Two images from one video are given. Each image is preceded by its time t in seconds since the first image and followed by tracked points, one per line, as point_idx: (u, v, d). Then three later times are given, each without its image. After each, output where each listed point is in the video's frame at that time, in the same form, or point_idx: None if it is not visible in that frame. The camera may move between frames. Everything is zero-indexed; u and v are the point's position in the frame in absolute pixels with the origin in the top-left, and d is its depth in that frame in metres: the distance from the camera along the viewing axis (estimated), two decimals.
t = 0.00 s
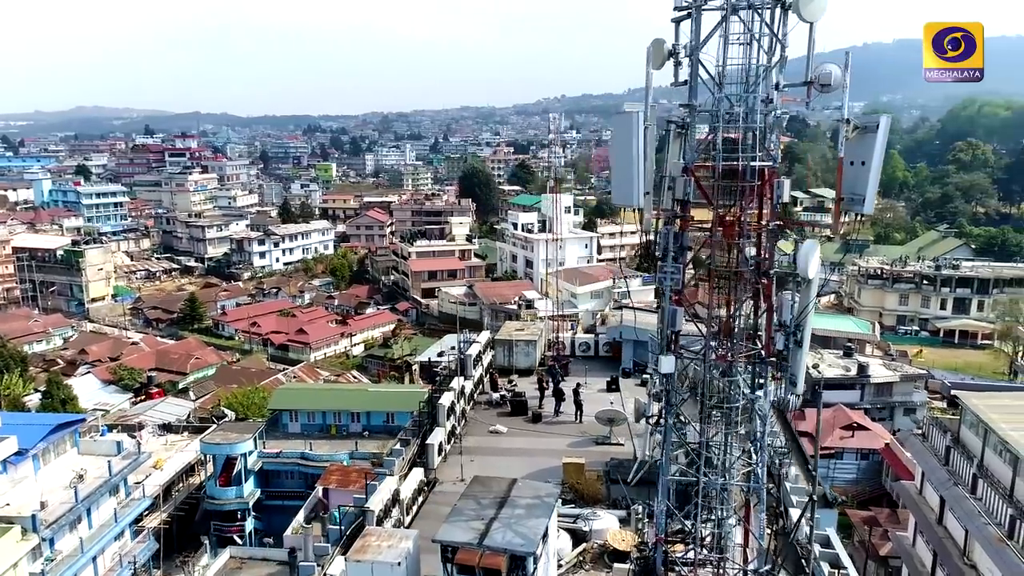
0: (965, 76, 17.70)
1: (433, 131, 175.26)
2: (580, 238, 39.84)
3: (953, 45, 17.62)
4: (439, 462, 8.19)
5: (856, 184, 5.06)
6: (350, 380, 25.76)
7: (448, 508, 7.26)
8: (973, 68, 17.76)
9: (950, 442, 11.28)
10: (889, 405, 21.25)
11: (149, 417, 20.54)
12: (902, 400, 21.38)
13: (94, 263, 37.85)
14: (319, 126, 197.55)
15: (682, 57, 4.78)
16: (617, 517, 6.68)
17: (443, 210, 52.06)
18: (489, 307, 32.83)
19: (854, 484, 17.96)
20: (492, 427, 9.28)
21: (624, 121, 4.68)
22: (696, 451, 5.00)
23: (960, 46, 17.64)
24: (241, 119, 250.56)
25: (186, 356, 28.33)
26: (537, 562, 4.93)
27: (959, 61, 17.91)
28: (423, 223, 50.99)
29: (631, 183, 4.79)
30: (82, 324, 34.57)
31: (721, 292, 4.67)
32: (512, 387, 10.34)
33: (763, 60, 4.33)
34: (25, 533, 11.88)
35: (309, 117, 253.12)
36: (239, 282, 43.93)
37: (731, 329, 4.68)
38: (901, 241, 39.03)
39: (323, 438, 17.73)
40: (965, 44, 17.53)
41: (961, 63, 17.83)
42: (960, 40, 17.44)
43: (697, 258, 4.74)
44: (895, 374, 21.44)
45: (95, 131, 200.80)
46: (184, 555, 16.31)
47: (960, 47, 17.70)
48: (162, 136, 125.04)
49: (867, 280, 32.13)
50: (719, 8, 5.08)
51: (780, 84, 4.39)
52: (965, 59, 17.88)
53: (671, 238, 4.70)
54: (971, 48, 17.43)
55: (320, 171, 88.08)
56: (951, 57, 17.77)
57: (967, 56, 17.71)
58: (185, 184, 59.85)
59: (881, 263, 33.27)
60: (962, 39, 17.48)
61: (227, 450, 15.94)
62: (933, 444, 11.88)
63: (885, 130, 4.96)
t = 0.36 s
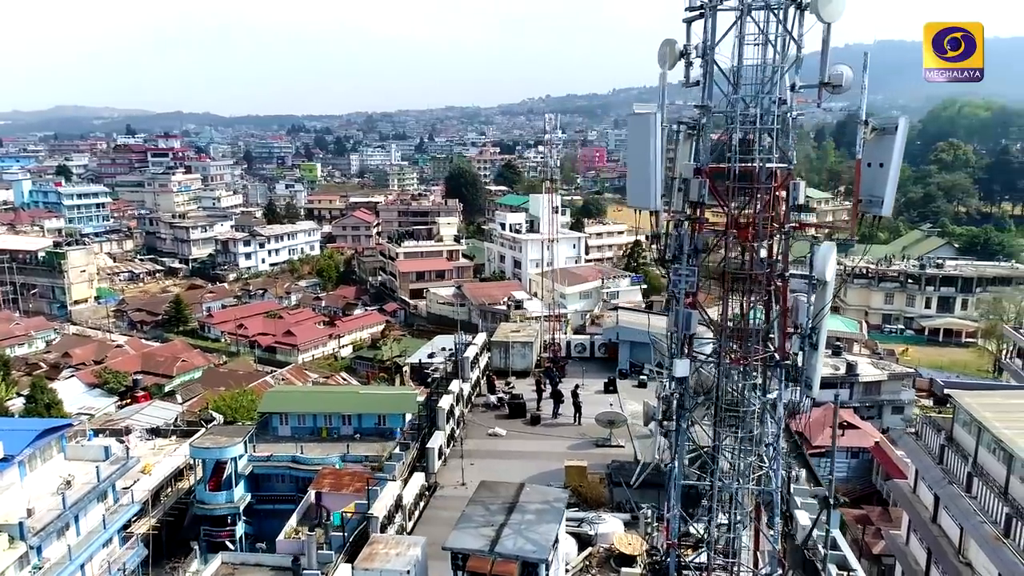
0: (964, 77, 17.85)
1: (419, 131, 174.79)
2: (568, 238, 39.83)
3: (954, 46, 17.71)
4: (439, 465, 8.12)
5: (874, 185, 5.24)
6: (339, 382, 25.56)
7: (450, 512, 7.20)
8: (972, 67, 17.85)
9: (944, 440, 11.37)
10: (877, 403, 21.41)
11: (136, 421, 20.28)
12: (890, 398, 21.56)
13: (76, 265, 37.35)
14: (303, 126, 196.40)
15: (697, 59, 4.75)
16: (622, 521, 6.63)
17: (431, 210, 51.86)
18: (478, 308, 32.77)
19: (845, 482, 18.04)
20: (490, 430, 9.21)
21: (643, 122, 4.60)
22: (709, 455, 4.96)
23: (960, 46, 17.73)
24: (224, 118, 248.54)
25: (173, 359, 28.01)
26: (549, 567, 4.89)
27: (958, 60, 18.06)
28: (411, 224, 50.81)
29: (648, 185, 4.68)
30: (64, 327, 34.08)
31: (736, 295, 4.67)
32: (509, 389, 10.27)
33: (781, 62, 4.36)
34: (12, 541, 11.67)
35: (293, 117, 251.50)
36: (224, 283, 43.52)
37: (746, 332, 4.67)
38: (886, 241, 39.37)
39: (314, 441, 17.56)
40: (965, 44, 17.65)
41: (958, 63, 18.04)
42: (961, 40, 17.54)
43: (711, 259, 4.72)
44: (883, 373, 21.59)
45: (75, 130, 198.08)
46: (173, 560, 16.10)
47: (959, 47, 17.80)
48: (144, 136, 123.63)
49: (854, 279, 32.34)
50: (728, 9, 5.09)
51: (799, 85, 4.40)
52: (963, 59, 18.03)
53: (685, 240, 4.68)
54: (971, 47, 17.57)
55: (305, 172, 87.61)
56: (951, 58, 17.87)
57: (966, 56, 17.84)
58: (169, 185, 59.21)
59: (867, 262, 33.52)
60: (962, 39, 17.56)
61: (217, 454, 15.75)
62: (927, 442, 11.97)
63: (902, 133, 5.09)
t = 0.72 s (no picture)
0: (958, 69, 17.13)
1: (404, 131, 174.35)
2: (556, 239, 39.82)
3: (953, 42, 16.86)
4: (441, 470, 8.04)
5: (892, 186, 5.45)
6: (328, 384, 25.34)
7: (453, 517, 7.13)
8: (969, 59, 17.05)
9: (938, 439, 11.42)
10: (866, 402, 21.56)
11: (122, 425, 20.00)
12: (879, 396, 21.68)
13: (59, 267, 36.85)
14: (286, 126, 195.44)
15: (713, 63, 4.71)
16: (628, 525, 6.58)
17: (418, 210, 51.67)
18: (467, 309, 32.70)
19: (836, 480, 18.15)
20: (489, 433, 9.13)
21: (660, 123, 4.52)
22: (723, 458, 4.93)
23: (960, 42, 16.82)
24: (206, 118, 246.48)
25: (159, 362, 27.66)
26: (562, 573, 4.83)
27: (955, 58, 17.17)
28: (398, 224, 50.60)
29: (666, 187, 4.59)
30: (47, 330, 33.57)
31: (753, 299, 4.64)
32: (507, 392, 10.20)
33: (798, 65, 4.31)
34: None
35: (277, 117, 249.94)
36: (209, 285, 43.11)
37: (761, 336, 4.64)
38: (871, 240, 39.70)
39: (305, 444, 17.38)
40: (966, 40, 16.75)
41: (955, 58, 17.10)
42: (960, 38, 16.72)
43: (726, 261, 4.71)
44: (872, 372, 21.73)
45: (55, 130, 195.47)
46: (163, 567, 15.87)
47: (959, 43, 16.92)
48: (125, 136, 122.34)
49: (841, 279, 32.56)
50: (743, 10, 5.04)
51: (815, 87, 4.35)
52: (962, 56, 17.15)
53: (700, 243, 4.67)
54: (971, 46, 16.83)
55: (289, 172, 87.10)
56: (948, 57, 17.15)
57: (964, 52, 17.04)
58: (152, 185, 58.55)
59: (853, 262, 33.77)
60: (961, 39, 16.83)
61: (207, 458, 15.53)
62: (921, 441, 12.02)
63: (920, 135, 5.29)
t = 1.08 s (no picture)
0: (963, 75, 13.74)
1: (389, 131, 173.88)
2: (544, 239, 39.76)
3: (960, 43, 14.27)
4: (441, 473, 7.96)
5: (911, 189, 5.76)
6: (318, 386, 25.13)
7: (456, 523, 7.06)
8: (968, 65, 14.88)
9: (932, 437, 11.51)
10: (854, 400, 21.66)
11: (109, 429, 19.73)
12: (868, 395, 21.73)
13: (41, 269, 36.35)
14: (270, 126, 194.04)
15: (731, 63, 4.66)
16: (634, 528, 6.53)
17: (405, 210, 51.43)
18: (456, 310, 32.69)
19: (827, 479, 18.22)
20: (488, 436, 9.04)
21: (680, 124, 4.44)
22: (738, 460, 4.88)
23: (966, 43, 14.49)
24: (189, 118, 244.41)
25: (145, 364, 27.32)
26: None
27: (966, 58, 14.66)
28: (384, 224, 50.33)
29: (685, 190, 4.50)
30: (29, 333, 33.09)
31: (768, 301, 4.60)
32: (505, 394, 10.14)
33: (818, 65, 4.28)
34: None
35: (261, 117, 248.16)
36: (195, 286, 42.67)
37: (777, 339, 4.61)
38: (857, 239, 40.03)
39: (296, 447, 17.23)
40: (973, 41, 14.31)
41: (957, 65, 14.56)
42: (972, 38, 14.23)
43: (743, 262, 4.68)
44: (861, 370, 21.85)
45: (34, 130, 192.81)
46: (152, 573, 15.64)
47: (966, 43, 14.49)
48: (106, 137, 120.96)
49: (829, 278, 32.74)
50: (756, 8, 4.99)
51: (835, 86, 4.34)
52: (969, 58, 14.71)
53: (718, 246, 4.63)
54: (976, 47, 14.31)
55: (274, 172, 86.51)
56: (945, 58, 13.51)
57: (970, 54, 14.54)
58: (135, 186, 57.91)
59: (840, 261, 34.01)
60: (963, 38, 13.26)
61: (197, 462, 15.33)
62: (915, 440, 12.12)
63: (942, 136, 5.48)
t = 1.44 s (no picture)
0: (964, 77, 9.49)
1: (373, 131, 173.28)
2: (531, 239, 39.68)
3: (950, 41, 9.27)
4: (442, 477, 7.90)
5: (927, 192, 5.73)
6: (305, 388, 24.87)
7: (458, 527, 7.01)
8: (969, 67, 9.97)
9: (924, 436, 11.60)
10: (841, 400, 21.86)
11: (94, 434, 19.39)
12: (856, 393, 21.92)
13: (21, 271, 35.90)
14: (252, 126, 192.39)
15: (743, 64, 4.65)
16: (639, 531, 6.50)
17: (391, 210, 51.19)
18: (444, 311, 32.63)
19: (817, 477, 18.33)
20: (487, 438, 8.99)
21: (695, 126, 4.44)
22: (751, 462, 4.88)
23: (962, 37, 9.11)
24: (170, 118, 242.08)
25: (128, 368, 26.94)
26: None
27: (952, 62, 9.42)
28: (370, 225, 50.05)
29: (702, 195, 4.50)
30: (8, 337, 32.51)
31: (783, 304, 4.61)
32: (502, 396, 10.07)
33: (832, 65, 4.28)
34: None
35: (242, 117, 245.97)
36: (178, 288, 42.17)
37: (791, 341, 4.62)
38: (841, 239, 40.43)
39: (285, 451, 17.05)
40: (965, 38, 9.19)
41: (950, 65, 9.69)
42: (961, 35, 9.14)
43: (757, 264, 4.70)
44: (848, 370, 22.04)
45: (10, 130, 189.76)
46: None
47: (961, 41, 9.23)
48: (85, 137, 119.21)
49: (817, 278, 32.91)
50: (765, 8, 5.03)
51: (849, 86, 4.33)
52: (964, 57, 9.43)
53: (733, 248, 4.66)
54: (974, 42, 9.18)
55: (257, 173, 85.81)
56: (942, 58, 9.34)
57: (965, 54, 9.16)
58: (116, 186, 57.17)
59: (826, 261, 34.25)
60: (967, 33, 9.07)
61: (185, 468, 15.09)
62: (906, 438, 12.20)
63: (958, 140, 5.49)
